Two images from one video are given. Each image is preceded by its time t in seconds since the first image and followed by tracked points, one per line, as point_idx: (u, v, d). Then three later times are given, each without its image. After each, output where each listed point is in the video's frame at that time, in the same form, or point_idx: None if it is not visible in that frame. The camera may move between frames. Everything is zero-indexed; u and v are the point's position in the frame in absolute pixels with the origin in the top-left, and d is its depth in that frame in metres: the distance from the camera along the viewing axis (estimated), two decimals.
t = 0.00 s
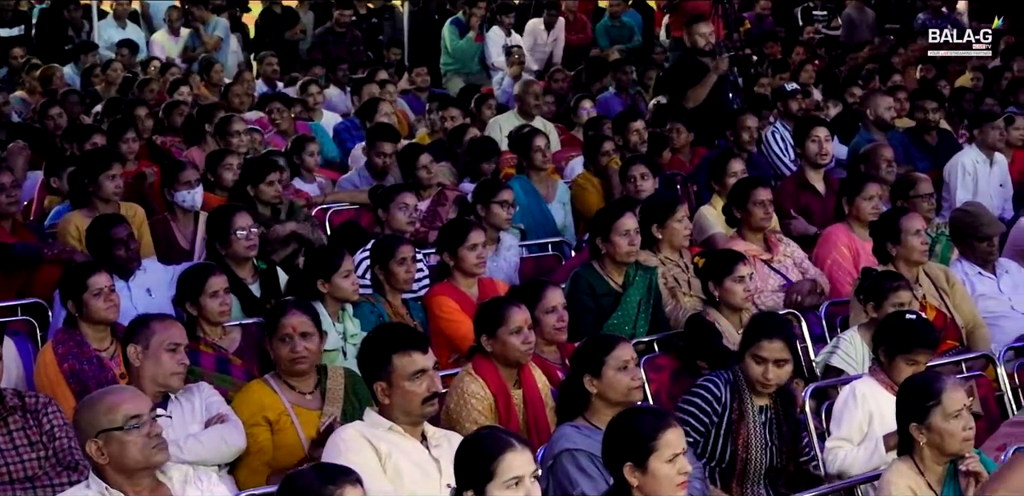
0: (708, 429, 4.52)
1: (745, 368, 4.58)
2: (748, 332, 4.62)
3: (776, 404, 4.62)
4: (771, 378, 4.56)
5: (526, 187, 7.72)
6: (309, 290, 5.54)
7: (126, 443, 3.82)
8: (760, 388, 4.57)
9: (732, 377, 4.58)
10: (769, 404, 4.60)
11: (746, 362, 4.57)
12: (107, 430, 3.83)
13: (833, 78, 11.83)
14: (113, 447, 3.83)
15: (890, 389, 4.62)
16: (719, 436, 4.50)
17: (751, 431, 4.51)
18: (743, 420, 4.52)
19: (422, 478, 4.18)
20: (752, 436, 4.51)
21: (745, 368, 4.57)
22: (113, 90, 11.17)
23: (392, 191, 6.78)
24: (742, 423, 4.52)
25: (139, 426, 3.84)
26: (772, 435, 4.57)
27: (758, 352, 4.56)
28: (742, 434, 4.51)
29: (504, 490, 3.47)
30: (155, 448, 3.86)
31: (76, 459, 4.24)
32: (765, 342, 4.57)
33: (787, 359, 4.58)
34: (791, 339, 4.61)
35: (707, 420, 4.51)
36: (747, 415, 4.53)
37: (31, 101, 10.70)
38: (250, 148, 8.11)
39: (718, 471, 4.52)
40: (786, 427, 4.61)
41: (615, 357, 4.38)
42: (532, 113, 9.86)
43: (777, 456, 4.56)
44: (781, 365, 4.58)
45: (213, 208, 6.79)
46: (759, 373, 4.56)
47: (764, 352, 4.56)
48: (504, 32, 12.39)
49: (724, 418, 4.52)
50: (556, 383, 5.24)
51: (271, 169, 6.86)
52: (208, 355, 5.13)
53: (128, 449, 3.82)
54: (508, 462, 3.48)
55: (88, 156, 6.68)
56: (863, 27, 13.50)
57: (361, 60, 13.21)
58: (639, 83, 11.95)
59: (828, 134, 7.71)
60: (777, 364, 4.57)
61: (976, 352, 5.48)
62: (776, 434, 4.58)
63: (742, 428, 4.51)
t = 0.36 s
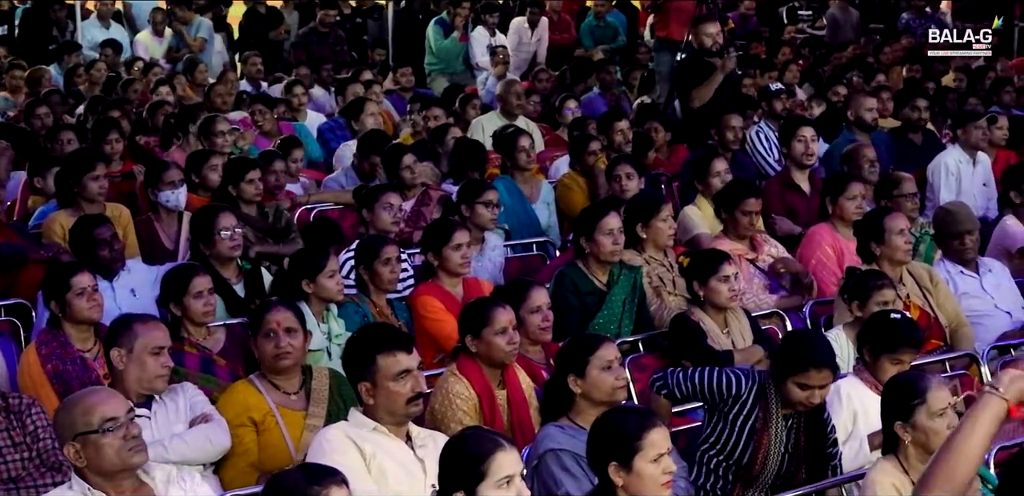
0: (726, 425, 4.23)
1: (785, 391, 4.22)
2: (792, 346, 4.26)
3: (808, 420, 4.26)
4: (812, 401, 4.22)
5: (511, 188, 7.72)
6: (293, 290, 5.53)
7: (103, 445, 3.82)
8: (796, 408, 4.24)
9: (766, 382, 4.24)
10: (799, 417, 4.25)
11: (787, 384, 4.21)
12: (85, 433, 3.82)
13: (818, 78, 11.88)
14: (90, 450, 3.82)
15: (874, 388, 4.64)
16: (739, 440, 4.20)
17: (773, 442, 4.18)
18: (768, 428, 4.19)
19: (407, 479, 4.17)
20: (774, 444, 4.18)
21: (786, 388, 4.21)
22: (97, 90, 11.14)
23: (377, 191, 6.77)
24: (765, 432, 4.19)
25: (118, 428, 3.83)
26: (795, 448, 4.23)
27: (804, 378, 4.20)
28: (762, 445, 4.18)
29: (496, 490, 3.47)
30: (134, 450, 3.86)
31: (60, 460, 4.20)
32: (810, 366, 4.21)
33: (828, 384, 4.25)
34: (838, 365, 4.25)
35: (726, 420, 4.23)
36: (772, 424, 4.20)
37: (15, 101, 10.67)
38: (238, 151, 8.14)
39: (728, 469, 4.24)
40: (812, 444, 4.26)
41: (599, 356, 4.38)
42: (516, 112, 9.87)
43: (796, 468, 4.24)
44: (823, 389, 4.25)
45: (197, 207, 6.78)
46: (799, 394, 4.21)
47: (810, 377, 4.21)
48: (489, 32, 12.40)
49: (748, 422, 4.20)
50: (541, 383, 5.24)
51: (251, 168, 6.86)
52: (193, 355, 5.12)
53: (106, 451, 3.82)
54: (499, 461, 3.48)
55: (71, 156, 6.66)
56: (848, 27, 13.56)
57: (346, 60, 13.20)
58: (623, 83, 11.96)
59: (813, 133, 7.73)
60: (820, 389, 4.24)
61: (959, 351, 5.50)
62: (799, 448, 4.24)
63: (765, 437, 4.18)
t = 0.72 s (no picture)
0: (737, 424, 4.20)
1: (793, 384, 4.26)
2: (800, 342, 4.30)
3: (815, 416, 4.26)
4: (819, 393, 4.27)
5: (496, 188, 7.71)
6: (278, 291, 5.52)
7: (86, 447, 3.80)
8: (804, 400, 4.27)
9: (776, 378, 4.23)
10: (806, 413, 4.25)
11: (794, 376, 4.26)
12: (68, 435, 3.80)
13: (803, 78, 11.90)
14: (73, 451, 3.81)
15: (860, 388, 4.66)
16: (748, 440, 4.17)
17: (783, 439, 4.15)
18: (778, 424, 4.17)
19: (392, 479, 4.17)
20: (784, 439, 4.15)
21: (793, 379, 4.26)
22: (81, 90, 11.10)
23: (362, 191, 6.76)
24: (776, 430, 4.15)
25: (101, 430, 3.82)
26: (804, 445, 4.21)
27: (812, 370, 4.26)
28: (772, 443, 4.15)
29: (475, 490, 3.47)
30: (116, 452, 3.85)
31: (44, 461, 4.18)
32: (818, 360, 4.26)
33: (834, 378, 4.29)
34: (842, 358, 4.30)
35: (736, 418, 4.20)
36: (783, 420, 4.17)
37: None
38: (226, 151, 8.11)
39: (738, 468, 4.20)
40: (819, 440, 4.26)
41: (582, 356, 4.38)
42: (501, 113, 9.86)
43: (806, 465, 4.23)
44: (829, 383, 4.29)
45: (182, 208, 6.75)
46: (805, 386, 4.26)
47: (817, 369, 4.26)
48: (474, 32, 12.39)
49: (759, 418, 4.17)
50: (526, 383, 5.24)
51: (238, 168, 6.86)
52: (178, 356, 5.10)
53: (89, 453, 3.81)
54: (480, 462, 3.48)
55: (54, 157, 6.63)
56: (833, 27, 13.59)
57: (331, 60, 13.17)
58: (608, 83, 11.97)
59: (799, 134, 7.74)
60: (827, 381, 4.29)
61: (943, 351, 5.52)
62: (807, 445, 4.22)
63: (775, 433, 4.15)
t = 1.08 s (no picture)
0: (731, 415, 4.24)
1: (788, 378, 4.26)
2: (796, 337, 4.27)
3: (809, 408, 4.30)
4: (813, 388, 4.26)
5: (481, 188, 7.72)
6: (263, 291, 5.50)
7: (71, 449, 3.79)
8: (798, 394, 4.27)
9: (769, 370, 4.28)
10: (800, 405, 4.29)
11: (789, 370, 4.25)
12: (54, 436, 3.79)
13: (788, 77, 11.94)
14: (58, 453, 3.80)
15: (846, 387, 4.68)
16: (741, 431, 4.21)
17: (776, 430, 4.21)
18: (772, 414, 4.22)
19: (378, 479, 4.16)
20: (777, 431, 4.21)
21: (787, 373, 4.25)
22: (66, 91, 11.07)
23: (348, 192, 6.75)
24: (769, 420, 4.21)
25: (87, 432, 3.81)
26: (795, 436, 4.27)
27: (808, 366, 4.24)
28: (765, 433, 4.20)
29: (459, 490, 3.47)
30: (102, 454, 3.84)
31: (29, 463, 4.17)
32: (813, 355, 4.23)
33: (828, 373, 4.28)
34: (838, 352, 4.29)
35: (729, 410, 4.25)
36: (777, 411, 4.23)
37: None
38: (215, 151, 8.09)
39: (730, 457, 4.26)
40: (811, 430, 4.31)
41: (569, 355, 4.39)
42: (486, 113, 9.87)
43: (798, 455, 4.28)
44: (823, 378, 4.29)
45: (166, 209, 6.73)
46: (800, 381, 4.25)
47: (814, 366, 4.24)
48: (459, 32, 12.39)
49: (752, 409, 4.22)
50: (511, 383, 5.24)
51: (225, 169, 6.84)
52: (163, 356, 5.08)
53: (74, 455, 3.79)
54: (464, 462, 3.48)
55: (37, 158, 6.61)
56: (817, 26, 13.65)
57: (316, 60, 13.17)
58: (594, 82, 11.99)
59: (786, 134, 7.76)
60: (822, 377, 4.27)
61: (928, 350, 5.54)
62: (799, 436, 4.28)
63: (769, 424, 4.20)
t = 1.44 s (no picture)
0: (703, 415, 4.33)
1: (759, 380, 4.37)
2: (769, 337, 4.38)
3: (779, 410, 4.42)
4: (783, 389, 4.38)
5: (465, 188, 7.72)
6: (248, 291, 5.50)
7: (54, 450, 3.78)
8: (768, 396, 4.39)
9: (742, 371, 4.38)
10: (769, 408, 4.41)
11: (761, 371, 4.36)
12: (36, 437, 3.77)
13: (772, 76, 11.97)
14: (41, 454, 3.78)
15: (830, 387, 4.67)
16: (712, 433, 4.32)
17: (747, 433, 4.33)
18: (743, 418, 4.33)
19: (363, 479, 4.16)
20: (750, 432, 4.33)
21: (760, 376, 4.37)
22: (49, 91, 11.03)
23: (331, 192, 6.74)
24: (740, 423, 4.32)
25: (70, 432, 3.79)
26: (766, 438, 4.39)
27: (779, 367, 4.35)
28: (735, 437, 4.32)
29: (443, 490, 3.46)
30: (85, 454, 3.82)
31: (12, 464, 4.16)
32: (785, 358, 4.35)
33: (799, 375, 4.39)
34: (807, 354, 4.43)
35: (701, 411, 4.34)
36: (749, 414, 4.34)
37: None
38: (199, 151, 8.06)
39: (701, 458, 4.38)
40: (782, 432, 4.42)
41: (556, 353, 4.38)
42: (470, 112, 9.86)
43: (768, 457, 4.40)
44: (793, 379, 4.40)
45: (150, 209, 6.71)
46: (771, 382, 4.37)
47: (785, 367, 4.36)
48: (443, 31, 12.38)
49: (726, 411, 4.32)
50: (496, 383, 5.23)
51: (208, 169, 6.82)
52: (146, 356, 5.07)
53: (57, 456, 3.78)
54: (448, 462, 3.47)
55: (20, 158, 6.59)
56: (800, 25, 13.69)
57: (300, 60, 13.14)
58: (578, 82, 12.00)
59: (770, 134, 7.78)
60: (792, 378, 4.39)
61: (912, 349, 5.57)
62: (768, 438, 4.40)
63: (741, 427, 4.32)
